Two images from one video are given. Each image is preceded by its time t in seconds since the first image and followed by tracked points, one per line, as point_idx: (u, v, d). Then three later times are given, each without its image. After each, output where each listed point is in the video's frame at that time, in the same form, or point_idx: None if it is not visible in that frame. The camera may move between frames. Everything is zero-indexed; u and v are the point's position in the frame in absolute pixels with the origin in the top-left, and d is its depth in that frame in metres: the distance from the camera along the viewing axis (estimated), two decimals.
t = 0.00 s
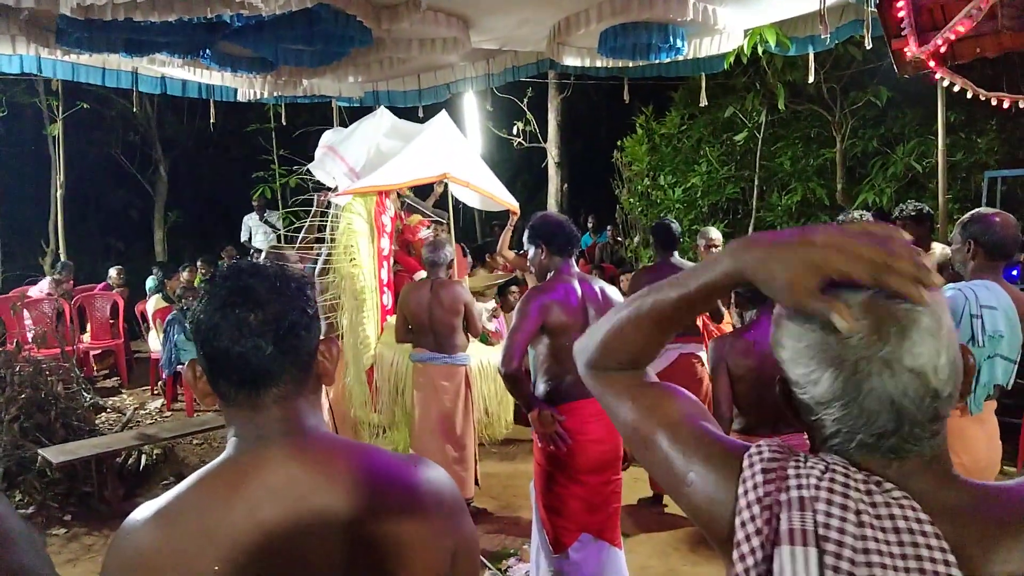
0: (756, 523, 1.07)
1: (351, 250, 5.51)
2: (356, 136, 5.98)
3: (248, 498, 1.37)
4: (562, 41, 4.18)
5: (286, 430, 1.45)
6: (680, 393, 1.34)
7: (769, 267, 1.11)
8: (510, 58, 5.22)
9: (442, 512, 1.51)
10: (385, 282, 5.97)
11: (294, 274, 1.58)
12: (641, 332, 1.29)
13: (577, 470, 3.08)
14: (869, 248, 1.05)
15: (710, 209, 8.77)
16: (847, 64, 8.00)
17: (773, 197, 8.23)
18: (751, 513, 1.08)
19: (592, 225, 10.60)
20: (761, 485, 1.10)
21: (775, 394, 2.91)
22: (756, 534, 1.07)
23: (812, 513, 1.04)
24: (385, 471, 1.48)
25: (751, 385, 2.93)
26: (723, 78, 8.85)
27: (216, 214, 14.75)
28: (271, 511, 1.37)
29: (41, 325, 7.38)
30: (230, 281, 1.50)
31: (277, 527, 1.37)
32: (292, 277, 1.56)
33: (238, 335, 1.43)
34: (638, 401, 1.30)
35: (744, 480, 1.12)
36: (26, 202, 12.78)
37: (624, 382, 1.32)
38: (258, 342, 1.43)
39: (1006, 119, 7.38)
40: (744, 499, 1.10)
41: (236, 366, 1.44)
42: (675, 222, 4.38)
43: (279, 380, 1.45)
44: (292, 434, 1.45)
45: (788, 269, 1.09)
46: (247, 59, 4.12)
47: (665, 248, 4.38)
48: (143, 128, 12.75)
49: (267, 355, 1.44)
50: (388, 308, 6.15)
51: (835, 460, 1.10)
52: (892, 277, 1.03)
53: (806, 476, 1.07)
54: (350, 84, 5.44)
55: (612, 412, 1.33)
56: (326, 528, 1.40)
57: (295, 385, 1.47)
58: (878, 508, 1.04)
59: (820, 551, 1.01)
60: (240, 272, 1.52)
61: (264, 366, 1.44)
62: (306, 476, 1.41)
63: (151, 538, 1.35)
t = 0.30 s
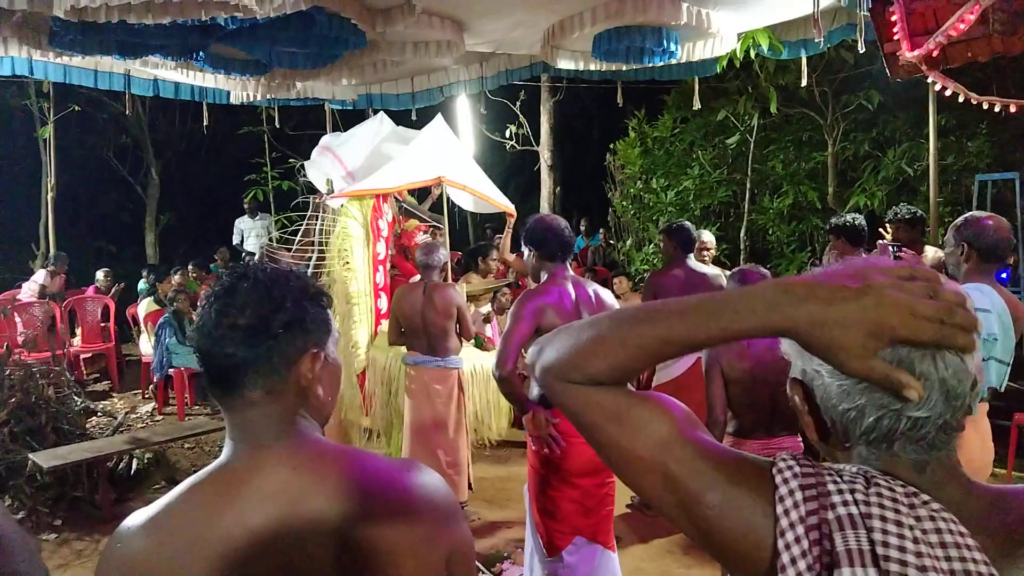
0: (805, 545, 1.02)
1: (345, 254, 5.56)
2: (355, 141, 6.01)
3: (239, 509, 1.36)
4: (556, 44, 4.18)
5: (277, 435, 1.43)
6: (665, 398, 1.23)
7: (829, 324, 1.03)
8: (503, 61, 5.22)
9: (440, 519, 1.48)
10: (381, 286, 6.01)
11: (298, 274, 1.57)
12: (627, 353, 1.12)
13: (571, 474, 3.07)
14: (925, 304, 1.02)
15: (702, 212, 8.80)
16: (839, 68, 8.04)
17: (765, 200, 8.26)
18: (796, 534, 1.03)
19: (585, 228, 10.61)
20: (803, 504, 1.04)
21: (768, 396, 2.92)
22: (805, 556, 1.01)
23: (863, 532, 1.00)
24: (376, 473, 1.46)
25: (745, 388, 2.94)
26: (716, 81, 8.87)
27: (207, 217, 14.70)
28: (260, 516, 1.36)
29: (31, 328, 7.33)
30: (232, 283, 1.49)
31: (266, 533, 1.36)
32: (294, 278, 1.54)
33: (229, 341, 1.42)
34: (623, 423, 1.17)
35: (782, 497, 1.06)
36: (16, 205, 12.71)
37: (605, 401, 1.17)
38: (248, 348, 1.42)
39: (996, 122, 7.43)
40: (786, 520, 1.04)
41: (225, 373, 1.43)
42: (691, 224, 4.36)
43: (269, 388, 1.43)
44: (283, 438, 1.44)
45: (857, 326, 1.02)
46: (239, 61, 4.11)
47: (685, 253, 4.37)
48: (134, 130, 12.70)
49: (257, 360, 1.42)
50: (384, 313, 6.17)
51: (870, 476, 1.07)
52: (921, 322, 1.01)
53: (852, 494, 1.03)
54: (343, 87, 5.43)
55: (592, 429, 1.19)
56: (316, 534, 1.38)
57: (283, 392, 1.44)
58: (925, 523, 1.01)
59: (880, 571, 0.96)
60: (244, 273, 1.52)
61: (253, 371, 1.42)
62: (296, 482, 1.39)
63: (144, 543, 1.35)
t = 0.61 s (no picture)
0: (850, 561, 0.97)
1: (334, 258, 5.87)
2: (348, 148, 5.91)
3: (227, 517, 1.34)
4: (547, 49, 4.19)
5: (267, 443, 1.40)
6: (673, 419, 1.14)
7: (855, 380, 0.97)
8: (493, 66, 5.22)
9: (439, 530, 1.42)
10: (375, 287, 6.25)
11: (318, 284, 1.57)
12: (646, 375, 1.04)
13: (565, 478, 3.07)
14: (956, 362, 0.94)
15: (691, 216, 8.82)
16: (827, 73, 8.09)
17: (755, 205, 8.30)
18: (839, 550, 0.98)
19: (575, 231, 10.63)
20: (843, 518, 1.00)
21: (759, 400, 2.93)
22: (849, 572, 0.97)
23: (908, 543, 0.96)
24: (372, 482, 1.41)
25: (737, 394, 2.95)
26: (705, 86, 8.91)
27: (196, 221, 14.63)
28: (244, 523, 1.34)
29: (18, 333, 7.28)
30: (254, 286, 1.52)
31: (251, 542, 1.33)
32: (314, 286, 1.55)
33: (237, 345, 1.44)
34: (636, 450, 1.07)
35: (820, 512, 1.01)
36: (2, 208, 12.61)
37: (611, 429, 1.07)
38: (256, 352, 1.43)
39: (983, 128, 7.50)
40: (827, 537, 1.00)
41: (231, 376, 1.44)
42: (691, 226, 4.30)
43: (269, 395, 1.42)
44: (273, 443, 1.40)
45: (898, 357, 0.95)
46: (229, 65, 4.10)
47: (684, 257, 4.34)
48: (122, 134, 12.64)
49: (260, 363, 1.42)
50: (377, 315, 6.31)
51: (905, 485, 1.03)
52: (948, 384, 0.94)
53: (891, 506, 0.99)
54: (334, 90, 5.43)
55: (596, 455, 1.09)
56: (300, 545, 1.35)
57: (287, 399, 1.43)
58: (968, 531, 0.98)
59: None
60: (265, 280, 1.54)
61: (257, 375, 1.42)
62: (283, 492, 1.36)
63: (133, 546, 1.34)
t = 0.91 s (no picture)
0: (855, 559, 0.97)
1: (330, 264, 6.03)
2: (347, 156, 5.94)
3: (222, 520, 1.33)
4: (540, 53, 4.20)
5: (265, 448, 1.39)
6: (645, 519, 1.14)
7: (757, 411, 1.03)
8: (486, 69, 5.24)
9: (437, 542, 1.39)
10: (373, 293, 5.97)
11: (334, 293, 1.57)
12: (610, 494, 1.04)
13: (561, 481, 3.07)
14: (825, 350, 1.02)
15: (684, 219, 8.85)
16: (818, 78, 8.15)
17: (747, 208, 8.34)
18: (843, 548, 0.98)
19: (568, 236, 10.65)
20: (845, 516, 0.99)
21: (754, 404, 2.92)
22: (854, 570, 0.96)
23: (912, 537, 0.96)
24: (369, 492, 1.39)
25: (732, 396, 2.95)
26: (697, 90, 8.95)
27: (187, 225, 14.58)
28: (239, 527, 1.33)
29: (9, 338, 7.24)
30: (272, 289, 1.53)
31: (246, 545, 1.33)
32: (327, 294, 1.55)
33: (243, 347, 1.44)
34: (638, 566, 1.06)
35: (820, 514, 1.01)
36: None
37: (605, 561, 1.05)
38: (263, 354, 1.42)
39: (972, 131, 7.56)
40: (831, 536, 0.99)
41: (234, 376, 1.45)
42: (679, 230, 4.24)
43: (273, 397, 1.42)
44: (270, 449, 1.39)
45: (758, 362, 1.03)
46: (222, 69, 4.09)
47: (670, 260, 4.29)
48: (113, 138, 12.59)
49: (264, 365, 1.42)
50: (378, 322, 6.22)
51: (900, 486, 1.04)
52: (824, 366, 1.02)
53: (891, 503, 1.00)
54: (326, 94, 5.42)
55: None
56: (295, 553, 1.33)
57: (291, 402, 1.43)
58: (968, 525, 0.99)
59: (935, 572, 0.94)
60: (281, 285, 1.54)
61: (261, 376, 1.42)
62: (279, 499, 1.35)
63: (135, 545, 1.34)
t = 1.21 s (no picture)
0: (850, 560, 0.96)
1: (335, 264, 5.90)
2: (354, 155, 6.01)
3: (220, 521, 1.33)
4: (538, 55, 4.20)
5: (268, 450, 1.39)
6: None
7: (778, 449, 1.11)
8: (483, 71, 5.24)
9: (433, 546, 1.39)
10: (375, 292, 6.14)
11: (348, 301, 1.61)
12: None
13: (559, 482, 3.07)
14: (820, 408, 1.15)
15: (681, 221, 8.87)
16: (816, 80, 8.17)
17: (744, 210, 8.36)
18: (837, 551, 0.97)
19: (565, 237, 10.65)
20: (835, 520, 1.00)
21: (752, 403, 2.93)
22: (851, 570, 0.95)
23: (902, 531, 0.96)
24: (367, 494, 1.39)
25: (729, 397, 2.95)
26: (695, 92, 8.96)
27: (184, 226, 14.56)
28: (238, 528, 1.32)
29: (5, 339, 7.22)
30: (291, 290, 1.57)
31: (242, 546, 1.32)
32: (342, 300, 1.59)
33: (264, 339, 1.46)
34: None
35: (810, 522, 1.01)
36: None
37: None
38: (286, 349, 1.44)
39: (969, 133, 7.58)
40: (825, 540, 0.99)
41: (251, 365, 1.45)
42: (663, 232, 4.23)
43: (283, 394, 1.43)
44: (271, 451, 1.39)
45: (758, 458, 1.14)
46: (219, 70, 4.09)
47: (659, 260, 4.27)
48: (110, 138, 12.57)
49: (282, 358, 1.44)
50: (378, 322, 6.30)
51: (886, 487, 1.05)
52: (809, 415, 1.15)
53: (876, 502, 1.00)
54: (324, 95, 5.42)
55: None
56: (293, 557, 1.32)
57: (301, 400, 1.43)
58: (954, 518, 0.98)
59: (927, 565, 0.93)
60: (302, 288, 1.59)
61: (281, 364, 1.43)
62: (279, 500, 1.34)
63: (132, 544, 1.34)
